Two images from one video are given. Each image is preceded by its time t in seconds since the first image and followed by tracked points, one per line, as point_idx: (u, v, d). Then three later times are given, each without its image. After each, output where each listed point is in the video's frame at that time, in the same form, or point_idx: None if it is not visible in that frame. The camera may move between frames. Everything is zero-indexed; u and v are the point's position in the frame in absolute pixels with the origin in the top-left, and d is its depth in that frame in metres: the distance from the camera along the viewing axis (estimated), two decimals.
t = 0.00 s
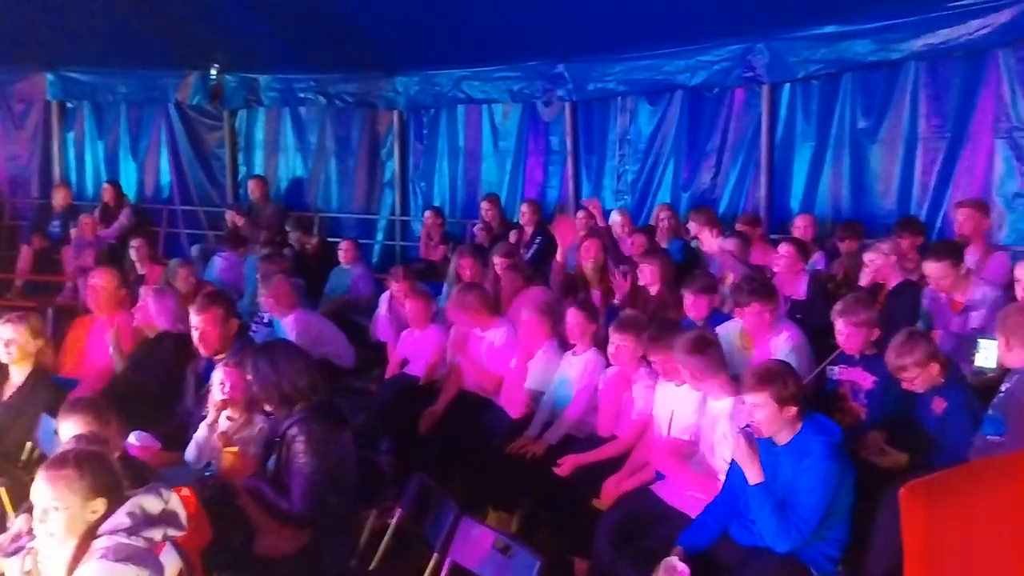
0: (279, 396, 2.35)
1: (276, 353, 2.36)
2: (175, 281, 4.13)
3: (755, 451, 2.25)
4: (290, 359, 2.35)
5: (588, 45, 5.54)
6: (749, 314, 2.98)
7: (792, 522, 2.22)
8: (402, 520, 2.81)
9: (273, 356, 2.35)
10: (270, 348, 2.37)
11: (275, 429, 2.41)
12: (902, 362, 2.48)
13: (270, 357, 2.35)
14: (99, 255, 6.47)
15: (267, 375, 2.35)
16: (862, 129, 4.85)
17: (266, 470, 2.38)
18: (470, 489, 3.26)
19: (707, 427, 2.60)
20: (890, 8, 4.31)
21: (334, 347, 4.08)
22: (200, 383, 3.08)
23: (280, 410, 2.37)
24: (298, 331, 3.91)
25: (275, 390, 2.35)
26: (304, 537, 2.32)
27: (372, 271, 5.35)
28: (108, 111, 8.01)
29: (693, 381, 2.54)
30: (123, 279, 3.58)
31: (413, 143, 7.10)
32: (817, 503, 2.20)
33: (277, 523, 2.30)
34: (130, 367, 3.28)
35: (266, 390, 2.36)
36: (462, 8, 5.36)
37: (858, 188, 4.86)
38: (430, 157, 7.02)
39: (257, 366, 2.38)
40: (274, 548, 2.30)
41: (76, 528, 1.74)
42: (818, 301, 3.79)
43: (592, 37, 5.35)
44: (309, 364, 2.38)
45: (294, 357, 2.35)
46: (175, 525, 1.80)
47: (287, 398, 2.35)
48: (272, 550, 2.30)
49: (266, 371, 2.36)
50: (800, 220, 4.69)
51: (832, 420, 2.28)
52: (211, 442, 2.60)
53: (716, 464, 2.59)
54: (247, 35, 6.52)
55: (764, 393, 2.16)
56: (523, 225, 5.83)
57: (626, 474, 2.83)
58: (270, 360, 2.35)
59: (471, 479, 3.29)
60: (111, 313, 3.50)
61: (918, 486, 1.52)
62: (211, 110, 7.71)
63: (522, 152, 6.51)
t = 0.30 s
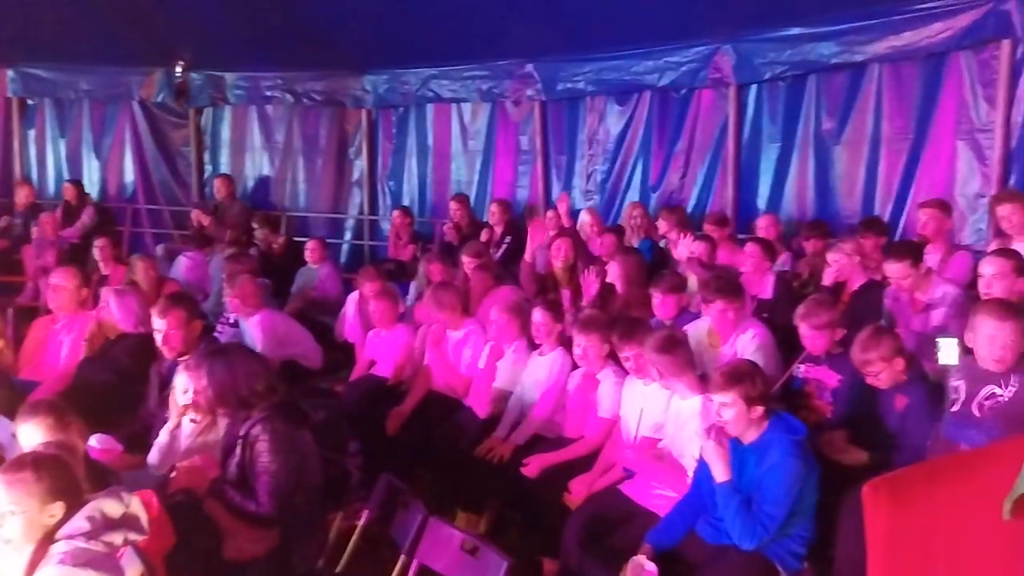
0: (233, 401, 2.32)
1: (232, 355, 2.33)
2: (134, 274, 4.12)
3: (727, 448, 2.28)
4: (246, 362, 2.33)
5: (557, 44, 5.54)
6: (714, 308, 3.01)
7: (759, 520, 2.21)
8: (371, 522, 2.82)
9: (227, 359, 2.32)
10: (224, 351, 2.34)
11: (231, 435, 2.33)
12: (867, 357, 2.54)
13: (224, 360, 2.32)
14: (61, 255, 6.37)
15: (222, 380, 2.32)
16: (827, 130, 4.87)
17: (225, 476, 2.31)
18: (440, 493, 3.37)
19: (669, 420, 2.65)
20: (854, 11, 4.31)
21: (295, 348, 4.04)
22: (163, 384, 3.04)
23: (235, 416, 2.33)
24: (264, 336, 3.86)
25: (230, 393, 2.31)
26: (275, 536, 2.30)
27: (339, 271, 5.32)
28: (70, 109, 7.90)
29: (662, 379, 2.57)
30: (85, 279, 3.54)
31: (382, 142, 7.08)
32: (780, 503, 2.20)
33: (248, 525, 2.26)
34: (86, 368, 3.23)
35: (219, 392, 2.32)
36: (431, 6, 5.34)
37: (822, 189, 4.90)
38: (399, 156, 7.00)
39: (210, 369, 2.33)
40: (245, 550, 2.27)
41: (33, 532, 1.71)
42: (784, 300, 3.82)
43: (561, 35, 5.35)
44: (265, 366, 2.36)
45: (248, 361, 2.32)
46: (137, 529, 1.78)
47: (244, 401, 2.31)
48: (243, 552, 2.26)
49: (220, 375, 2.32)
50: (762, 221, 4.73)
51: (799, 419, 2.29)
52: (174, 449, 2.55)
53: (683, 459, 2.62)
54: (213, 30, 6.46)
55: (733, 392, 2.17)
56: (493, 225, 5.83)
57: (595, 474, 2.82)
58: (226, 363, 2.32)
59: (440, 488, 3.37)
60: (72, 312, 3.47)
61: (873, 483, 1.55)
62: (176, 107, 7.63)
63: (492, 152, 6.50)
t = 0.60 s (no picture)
0: (177, 412, 2.29)
1: (181, 365, 2.30)
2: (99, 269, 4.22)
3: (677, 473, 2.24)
4: (193, 374, 2.29)
5: (527, 44, 5.54)
6: (680, 310, 2.99)
7: (728, 519, 2.22)
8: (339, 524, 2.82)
9: (177, 371, 2.29)
10: (176, 361, 2.31)
11: (191, 454, 2.31)
12: (824, 357, 2.65)
13: (175, 371, 2.29)
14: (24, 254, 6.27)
15: (170, 392, 2.30)
16: (795, 131, 4.90)
17: (187, 482, 2.31)
18: (410, 496, 3.30)
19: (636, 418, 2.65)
20: (821, 13, 4.33)
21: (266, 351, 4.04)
22: (128, 385, 2.96)
23: (183, 424, 2.31)
24: (230, 338, 3.87)
25: (177, 406, 2.29)
26: (243, 540, 2.23)
27: (309, 271, 5.29)
28: (34, 107, 7.80)
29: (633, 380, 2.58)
30: (48, 280, 3.51)
31: (352, 141, 7.06)
32: (747, 502, 2.21)
33: (216, 532, 2.20)
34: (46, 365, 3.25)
35: (167, 404, 2.30)
36: (401, 5, 5.32)
37: (791, 191, 4.94)
38: (370, 156, 6.97)
39: (160, 380, 2.31)
40: (212, 558, 2.19)
41: None
42: (754, 300, 3.84)
43: (531, 35, 5.35)
44: (214, 376, 2.31)
45: (195, 375, 2.28)
46: (100, 534, 1.75)
47: (193, 415, 2.29)
48: (211, 559, 2.18)
49: (169, 387, 2.30)
50: (732, 222, 4.75)
51: (766, 418, 2.31)
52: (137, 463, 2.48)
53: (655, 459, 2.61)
54: (179, 27, 6.39)
55: (700, 393, 2.19)
56: (465, 224, 5.81)
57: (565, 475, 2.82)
58: (176, 374, 2.29)
59: (409, 486, 3.32)
60: (36, 313, 3.43)
61: (839, 483, 1.54)
62: (143, 106, 7.56)
63: (463, 151, 6.49)
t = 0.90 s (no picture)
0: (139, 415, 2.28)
1: (142, 369, 2.28)
2: (68, 268, 4.20)
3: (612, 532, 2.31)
4: (152, 380, 2.27)
5: (498, 44, 5.53)
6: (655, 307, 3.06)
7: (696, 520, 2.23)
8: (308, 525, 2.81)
9: (137, 374, 2.28)
10: (135, 365, 2.30)
11: (154, 460, 2.29)
12: (785, 355, 2.64)
13: (135, 374, 2.29)
14: None
15: (130, 397, 2.28)
16: (763, 133, 4.93)
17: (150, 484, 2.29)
18: (381, 493, 3.22)
19: (608, 418, 2.67)
20: (788, 16, 4.37)
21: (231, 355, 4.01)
22: (93, 387, 2.92)
23: (147, 428, 2.29)
24: (197, 338, 3.88)
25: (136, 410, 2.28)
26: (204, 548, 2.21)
27: (277, 271, 5.24)
28: None
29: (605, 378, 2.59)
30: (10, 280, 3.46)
31: (322, 141, 7.02)
32: (715, 502, 2.22)
33: (177, 538, 2.18)
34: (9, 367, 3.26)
35: (127, 408, 2.29)
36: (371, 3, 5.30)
37: (759, 191, 4.97)
38: (340, 155, 6.93)
39: (122, 384, 2.30)
40: (172, 567, 2.17)
41: None
42: (723, 301, 3.86)
43: (501, 35, 5.35)
44: (174, 381, 2.28)
45: (154, 379, 2.27)
46: (62, 539, 1.94)
47: (157, 421, 2.27)
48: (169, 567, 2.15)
49: (129, 390, 2.29)
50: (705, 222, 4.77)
51: (735, 417, 2.31)
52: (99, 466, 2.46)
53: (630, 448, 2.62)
54: (146, 24, 6.33)
55: (667, 393, 2.20)
56: (436, 224, 5.80)
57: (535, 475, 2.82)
58: (135, 377, 2.28)
59: (379, 482, 3.25)
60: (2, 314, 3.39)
61: (807, 481, 1.55)
62: (108, 104, 7.47)
63: (434, 151, 6.48)
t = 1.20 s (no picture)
0: (103, 423, 2.25)
1: (104, 377, 2.24)
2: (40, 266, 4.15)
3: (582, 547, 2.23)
4: (116, 390, 2.23)
5: (473, 44, 5.52)
6: (641, 301, 3.07)
7: (669, 519, 2.23)
8: (281, 528, 2.81)
9: (100, 383, 2.24)
10: (99, 373, 2.25)
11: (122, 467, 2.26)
12: (761, 352, 2.60)
13: (99, 383, 2.25)
14: None
15: (93, 406, 2.25)
16: (737, 134, 4.96)
17: (120, 490, 2.31)
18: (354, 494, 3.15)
19: (588, 416, 2.66)
20: (762, 17, 4.39)
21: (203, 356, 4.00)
22: (61, 389, 2.90)
23: (112, 437, 2.26)
24: (170, 339, 3.86)
25: (101, 418, 2.24)
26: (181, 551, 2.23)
27: (250, 272, 5.20)
28: None
29: (577, 382, 2.57)
30: None
31: (296, 140, 6.97)
32: (686, 500, 2.23)
33: (149, 546, 2.20)
34: None
35: (91, 417, 2.26)
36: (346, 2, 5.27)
37: (733, 192, 4.99)
38: (314, 155, 6.90)
39: (84, 390, 2.27)
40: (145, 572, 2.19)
41: None
42: (698, 302, 3.87)
43: (477, 34, 5.34)
44: (137, 391, 2.24)
45: (119, 386, 2.23)
46: (30, 542, 2.09)
47: (124, 429, 2.23)
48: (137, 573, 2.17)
49: (93, 399, 2.25)
50: (680, 221, 4.79)
51: (706, 415, 2.33)
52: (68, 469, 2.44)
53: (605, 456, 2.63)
54: (117, 22, 6.27)
55: (638, 393, 2.21)
56: (412, 224, 5.80)
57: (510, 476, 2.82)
58: (99, 384, 2.24)
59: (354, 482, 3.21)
60: None
61: (779, 479, 1.53)
62: (78, 103, 7.39)
63: (409, 150, 6.46)
